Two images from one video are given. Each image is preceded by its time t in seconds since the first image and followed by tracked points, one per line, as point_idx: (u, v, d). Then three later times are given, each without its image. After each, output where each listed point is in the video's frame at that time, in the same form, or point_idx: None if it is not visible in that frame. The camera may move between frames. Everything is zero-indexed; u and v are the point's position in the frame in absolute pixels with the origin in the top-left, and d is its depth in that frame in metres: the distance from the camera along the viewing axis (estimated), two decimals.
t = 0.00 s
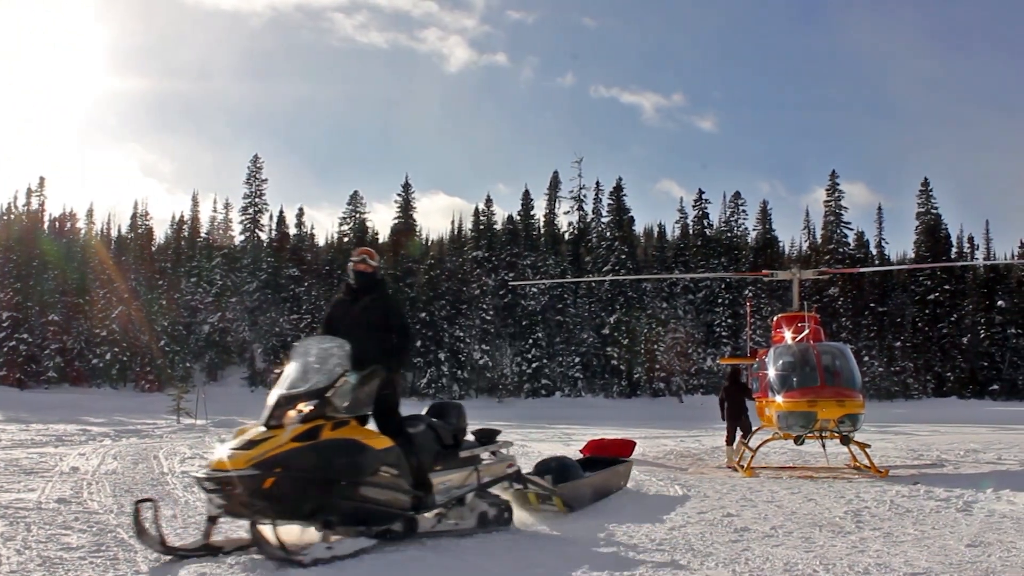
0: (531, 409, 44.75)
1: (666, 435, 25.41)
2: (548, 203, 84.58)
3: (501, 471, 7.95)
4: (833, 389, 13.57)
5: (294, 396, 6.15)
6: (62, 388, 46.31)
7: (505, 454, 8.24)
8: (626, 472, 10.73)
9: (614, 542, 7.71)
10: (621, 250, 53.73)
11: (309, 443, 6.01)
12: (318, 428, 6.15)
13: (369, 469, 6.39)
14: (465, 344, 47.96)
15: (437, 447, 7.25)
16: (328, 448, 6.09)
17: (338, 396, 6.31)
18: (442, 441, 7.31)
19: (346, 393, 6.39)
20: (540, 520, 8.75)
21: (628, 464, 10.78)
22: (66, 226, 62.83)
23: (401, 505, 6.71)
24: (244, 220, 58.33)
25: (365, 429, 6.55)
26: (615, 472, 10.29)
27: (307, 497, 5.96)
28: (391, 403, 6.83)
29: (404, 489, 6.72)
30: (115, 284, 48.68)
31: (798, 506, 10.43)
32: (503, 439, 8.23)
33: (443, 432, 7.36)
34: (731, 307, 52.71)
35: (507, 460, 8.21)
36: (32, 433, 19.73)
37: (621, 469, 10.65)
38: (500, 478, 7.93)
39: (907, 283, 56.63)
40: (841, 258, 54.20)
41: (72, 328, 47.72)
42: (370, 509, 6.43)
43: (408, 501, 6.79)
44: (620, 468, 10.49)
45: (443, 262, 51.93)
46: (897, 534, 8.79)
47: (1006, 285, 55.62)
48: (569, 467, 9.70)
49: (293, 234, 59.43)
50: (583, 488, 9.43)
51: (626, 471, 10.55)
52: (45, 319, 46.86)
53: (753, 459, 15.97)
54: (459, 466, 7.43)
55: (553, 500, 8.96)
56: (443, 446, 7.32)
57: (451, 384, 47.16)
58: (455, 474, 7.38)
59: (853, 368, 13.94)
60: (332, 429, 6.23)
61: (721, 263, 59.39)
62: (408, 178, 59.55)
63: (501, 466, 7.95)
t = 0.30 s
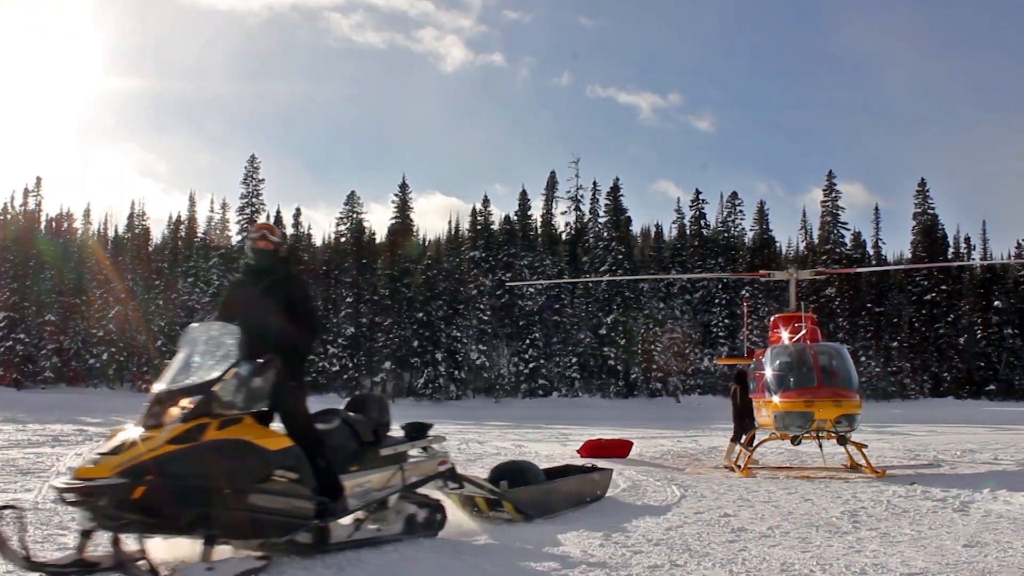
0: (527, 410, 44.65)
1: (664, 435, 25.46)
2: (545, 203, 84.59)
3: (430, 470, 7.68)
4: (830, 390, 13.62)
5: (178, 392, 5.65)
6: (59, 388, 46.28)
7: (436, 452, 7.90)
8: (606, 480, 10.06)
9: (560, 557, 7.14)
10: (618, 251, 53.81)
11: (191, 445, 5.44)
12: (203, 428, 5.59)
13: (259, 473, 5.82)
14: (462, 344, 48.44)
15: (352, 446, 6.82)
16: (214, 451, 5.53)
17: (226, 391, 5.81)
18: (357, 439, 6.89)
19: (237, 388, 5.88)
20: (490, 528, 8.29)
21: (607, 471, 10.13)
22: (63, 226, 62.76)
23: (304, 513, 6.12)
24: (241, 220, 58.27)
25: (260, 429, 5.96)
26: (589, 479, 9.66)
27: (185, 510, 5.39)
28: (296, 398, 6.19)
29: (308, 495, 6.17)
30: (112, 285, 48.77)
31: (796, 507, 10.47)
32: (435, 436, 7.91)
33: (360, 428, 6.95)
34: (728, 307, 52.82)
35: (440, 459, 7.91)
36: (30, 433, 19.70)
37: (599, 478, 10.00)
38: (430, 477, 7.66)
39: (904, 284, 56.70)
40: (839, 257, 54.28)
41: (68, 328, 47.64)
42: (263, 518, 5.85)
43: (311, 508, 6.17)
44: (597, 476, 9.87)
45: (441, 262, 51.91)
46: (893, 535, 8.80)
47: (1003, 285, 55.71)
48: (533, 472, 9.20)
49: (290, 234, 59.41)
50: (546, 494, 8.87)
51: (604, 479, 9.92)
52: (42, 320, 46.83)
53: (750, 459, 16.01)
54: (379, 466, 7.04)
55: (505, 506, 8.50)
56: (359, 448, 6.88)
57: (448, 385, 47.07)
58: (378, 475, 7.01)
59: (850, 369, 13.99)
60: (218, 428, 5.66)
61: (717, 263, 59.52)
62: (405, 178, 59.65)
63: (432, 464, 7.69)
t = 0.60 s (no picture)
0: (528, 410, 44.55)
1: (664, 435, 25.47)
2: (545, 203, 84.59)
3: (343, 479, 6.83)
4: (831, 390, 13.62)
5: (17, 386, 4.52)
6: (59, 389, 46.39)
7: (348, 460, 7.05)
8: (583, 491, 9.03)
9: (469, 575, 6.35)
10: (619, 251, 53.82)
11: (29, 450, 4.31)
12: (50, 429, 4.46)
13: (116, 487, 4.60)
14: (462, 344, 48.18)
15: (249, 452, 5.95)
16: (57, 459, 4.36)
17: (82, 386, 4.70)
18: (255, 444, 6.00)
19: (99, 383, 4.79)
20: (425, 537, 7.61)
21: (585, 481, 9.07)
22: (63, 226, 62.81)
23: (174, 534, 4.95)
24: (242, 221, 58.31)
25: (125, 431, 4.81)
26: (557, 487, 8.70)
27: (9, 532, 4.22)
28: (179, 397, 5.31)
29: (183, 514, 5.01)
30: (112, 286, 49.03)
31: (795, 506, 10.49)
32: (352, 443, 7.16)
33: (260, 431, 6.06)
34: (728, 307, 52.84)
35: (355, 465, 7.07)
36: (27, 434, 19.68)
37: (574, 487, 8.99)
38: (342, 487, 6.82)
39: (904, 283, 56.72)
40: (839, 258, 54.29)
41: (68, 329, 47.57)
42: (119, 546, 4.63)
43: (185, 529, 5.01)
44: (570, 484, 8.86)
45: (442, 262, 51.81)
46: (894, 535, 8.79)
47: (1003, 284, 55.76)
48: (489, 477, 8.46)
49: (290, 234, 59.46)
50: (495, 500, 8.10)
51: (578, 488, 8.89)
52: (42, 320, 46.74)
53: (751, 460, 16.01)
54: (280, 477, 6.16)
55: (445, 513, 7.80)
56: (256, 454, 6.01)
57: (448, 385, 47.00)
58: (276, 486, 6.10)
59: (850, 369, 14.00)
60: (66, 431, 4.49)
61: (717, 263, 59.59)
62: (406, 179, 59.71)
63: (347, 472, 6.88)
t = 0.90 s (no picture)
0: (529, 410, 44.48)
1: (665, 435, 25.41)
2: (545, 203, 84.55)
3: (221, 484, 5.94)
4: (831, 390, 13.59)
5: None
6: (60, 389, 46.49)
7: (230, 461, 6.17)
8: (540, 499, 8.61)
9: None
10: (619, 251, 53.73)
11: None
12: None
13: None
14: (462, 344, 47.93)
15: (103, 451, 5.01)
16: None
17: None
18: (108, 443, 5.04)
19: None
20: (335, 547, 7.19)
21: (542, 490, 8.64)
22: (64, 226, 62.82)
23: None
24: (242, 221, 58.33)
25: None
26: (503, 492, 8.32)
27: None
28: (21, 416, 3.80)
29: None
30: (114, 285, 49.16)
31: (796, 506, 10.47)
32: (238, 441, 6.30)
33: (117, 428, 5.12)
34: (729, 307, 52.80)
35: (239, 467, 6.20)
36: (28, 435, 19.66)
37: (529, 493, 8.59)
38: (221, 494, 5.93)
39: (905, 283, 56.66)
40: (840, 257, 54.26)
41: (69, 328, 47.56)
42: None
43: None
44: (521, 491, 8.47)
45: (442, 262, 51.82)
46: (895, 535, 8.76)
47: (1004, 284, 55.70)
48: (425, 483, 8.10)
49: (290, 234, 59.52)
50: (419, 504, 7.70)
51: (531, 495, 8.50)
52: (43, 320, 46.74)
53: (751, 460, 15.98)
54: (143, 481, 5.24)
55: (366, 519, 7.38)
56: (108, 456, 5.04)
57: (449, 385, 47.00)
58: (134, 495, 5.14)
59: (851, 369, 13.98)
60: None
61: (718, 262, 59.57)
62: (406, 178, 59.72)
63: (227, 476, 6.00)
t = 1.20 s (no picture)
0: (530, 410, 44.42)
1: (665, 435, 25.38)
2: (545, 203, 84.50)
3: (96, 499, 6.15)
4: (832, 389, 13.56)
5: None
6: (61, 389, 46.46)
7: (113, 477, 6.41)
8: (501, 504, 8.32)
9: None
10: (620, 251, 53.66)
11: None
12: None
13: None
14: (463, 344, 47.84)
15: None
16: None
17: None
18: None
19: None
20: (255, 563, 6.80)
21: (499, 490, 8.32)
22: (64, 226, 62.80)
23: None
24: (243, 221, 58.32)
25: None
26: (458, 499, 7.97)
27: None
28: None
29: None
30: (115, 284, 49.18)
31: (798, 506, 10.47)
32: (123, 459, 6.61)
33: None
34: (730, 307, 52.74)
35: (121, 484, 6.44)
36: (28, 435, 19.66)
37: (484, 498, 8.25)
38: (93, 510, 6.10)
39: (905, 283, 56.61)
40: (840, 257, 54.21)
41: (69, 328, 47.50)
42: None
43: None
44: (478, 496, 8.13)
45: (442, 262, 51.82)
46: (894, 535, 8.75)
47: (1004, 284, 55.65)
48: (361, 486, 7.53)
49: (291, 234, 59.53)
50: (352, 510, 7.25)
51: (489, 500, 8.17)
52: (44, 320, 46.72)
53: (751, 459, 15.95)
54: None
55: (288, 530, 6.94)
56: None
57: (449, 385, 47.00)
58: None
59: (852, 369, 13.96)
60: None
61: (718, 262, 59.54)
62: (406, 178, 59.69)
63: (105, 490, 6.21)
